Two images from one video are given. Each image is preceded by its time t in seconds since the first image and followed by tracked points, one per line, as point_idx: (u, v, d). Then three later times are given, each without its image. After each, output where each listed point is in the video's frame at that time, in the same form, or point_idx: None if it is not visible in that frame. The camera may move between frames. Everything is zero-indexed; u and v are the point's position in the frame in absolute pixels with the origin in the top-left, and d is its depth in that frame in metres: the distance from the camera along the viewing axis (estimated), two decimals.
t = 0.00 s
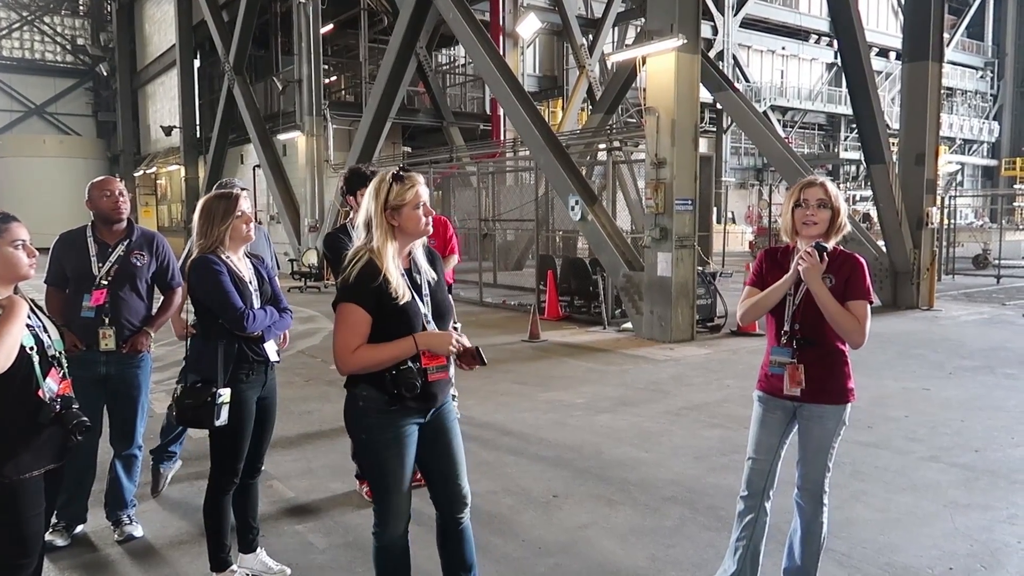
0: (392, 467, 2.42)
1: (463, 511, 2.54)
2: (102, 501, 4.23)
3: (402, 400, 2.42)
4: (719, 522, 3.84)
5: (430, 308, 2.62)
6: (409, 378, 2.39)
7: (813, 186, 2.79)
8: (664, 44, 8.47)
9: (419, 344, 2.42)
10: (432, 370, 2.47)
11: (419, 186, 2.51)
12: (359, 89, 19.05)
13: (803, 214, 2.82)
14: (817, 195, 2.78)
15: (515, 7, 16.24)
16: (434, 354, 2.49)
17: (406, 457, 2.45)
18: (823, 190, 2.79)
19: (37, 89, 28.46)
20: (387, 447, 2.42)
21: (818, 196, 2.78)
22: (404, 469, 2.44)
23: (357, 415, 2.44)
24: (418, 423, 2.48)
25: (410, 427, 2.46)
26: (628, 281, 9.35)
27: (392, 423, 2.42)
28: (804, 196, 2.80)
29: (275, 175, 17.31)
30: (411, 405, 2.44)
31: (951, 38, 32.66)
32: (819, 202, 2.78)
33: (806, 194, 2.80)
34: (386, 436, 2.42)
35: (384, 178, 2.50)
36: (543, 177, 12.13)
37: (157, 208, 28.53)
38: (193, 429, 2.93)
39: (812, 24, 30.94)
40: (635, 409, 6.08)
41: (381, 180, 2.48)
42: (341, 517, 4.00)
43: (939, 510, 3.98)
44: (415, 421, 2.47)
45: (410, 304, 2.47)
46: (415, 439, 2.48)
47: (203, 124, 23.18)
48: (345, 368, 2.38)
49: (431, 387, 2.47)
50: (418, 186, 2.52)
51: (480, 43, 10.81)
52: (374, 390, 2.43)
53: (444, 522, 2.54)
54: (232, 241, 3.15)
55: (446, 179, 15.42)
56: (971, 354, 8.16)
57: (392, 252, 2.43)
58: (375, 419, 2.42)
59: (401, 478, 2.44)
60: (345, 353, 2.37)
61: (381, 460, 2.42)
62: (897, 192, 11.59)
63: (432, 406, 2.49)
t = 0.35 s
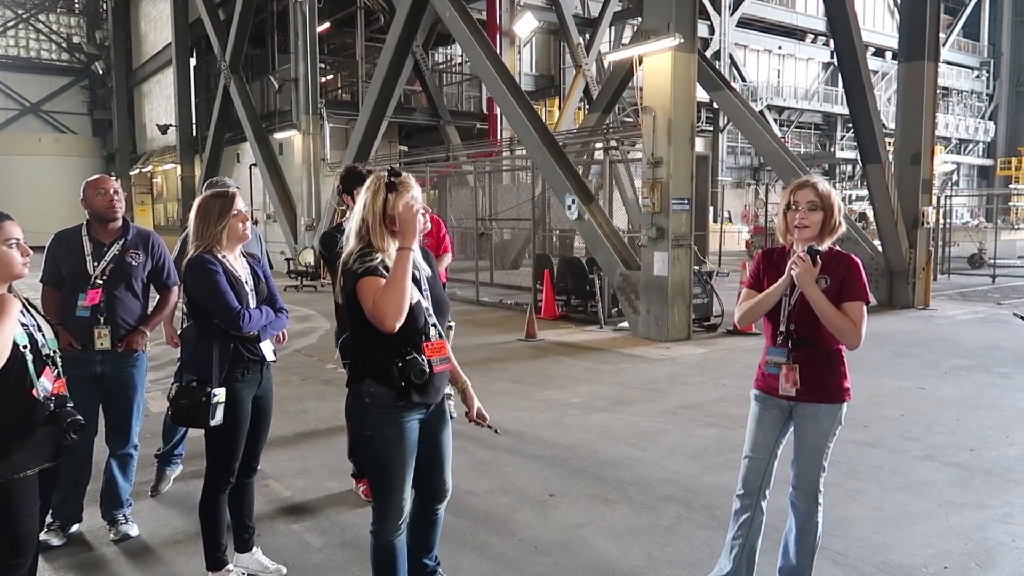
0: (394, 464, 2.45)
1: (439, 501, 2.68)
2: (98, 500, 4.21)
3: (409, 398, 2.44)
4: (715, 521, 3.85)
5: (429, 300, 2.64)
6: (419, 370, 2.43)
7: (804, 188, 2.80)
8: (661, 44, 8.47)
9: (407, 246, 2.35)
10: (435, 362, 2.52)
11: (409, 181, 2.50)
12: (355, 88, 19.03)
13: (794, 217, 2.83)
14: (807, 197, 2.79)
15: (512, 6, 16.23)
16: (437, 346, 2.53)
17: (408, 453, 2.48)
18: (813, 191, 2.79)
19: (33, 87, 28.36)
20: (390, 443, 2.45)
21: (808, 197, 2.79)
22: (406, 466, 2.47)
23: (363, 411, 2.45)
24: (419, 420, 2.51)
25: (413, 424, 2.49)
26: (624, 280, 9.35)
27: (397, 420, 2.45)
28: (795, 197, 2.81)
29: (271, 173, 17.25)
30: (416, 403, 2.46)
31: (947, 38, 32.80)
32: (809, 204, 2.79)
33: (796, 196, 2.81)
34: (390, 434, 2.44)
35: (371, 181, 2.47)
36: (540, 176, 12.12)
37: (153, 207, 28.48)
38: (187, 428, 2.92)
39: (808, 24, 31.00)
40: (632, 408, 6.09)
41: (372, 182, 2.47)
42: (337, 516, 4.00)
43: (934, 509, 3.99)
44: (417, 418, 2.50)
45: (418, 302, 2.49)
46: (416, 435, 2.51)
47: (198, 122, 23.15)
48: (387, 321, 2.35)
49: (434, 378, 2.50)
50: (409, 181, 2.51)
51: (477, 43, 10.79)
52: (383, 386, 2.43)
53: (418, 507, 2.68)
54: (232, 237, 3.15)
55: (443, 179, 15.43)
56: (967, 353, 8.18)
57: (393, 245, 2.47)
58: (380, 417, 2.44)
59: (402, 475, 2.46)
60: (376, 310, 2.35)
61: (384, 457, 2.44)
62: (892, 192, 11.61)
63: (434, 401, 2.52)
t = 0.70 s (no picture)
0: (406, 455, 2.54)
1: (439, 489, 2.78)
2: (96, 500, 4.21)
3: (423, 388, 2.53)
4: (713, 520, 3.86)
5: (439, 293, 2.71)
6: (431, 359, 2.51)
7: (796, 189, 2.84)
8: (659, 44, 8.48)
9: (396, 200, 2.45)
10: (448, 351, 2.59)
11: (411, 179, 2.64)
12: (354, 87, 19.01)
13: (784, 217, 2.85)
14: (795, 196, 2.82)
15: (510, 5, 16.22)
16: (449, 336, 2.61)
17: (420, 445, 2.57)
18: (804, 191, 2.82)
19: (30, 86, 28.25)
20: (401, 433, 2.54)
21: (797, 197, 2.82)
22: (416, 458, 2.56)
23: (379, 401, 2.54)
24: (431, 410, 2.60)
25: (425, 415, 2.58)
26: (622, 280, 9.35)
27: (411, 410, 2.54)
28: (787, 198, 2.85)
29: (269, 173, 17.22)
30: (430, 393, 2.56)
31: (944, 37, 32.88)
32: (799, 203, 2.81)
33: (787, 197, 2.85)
34: (402, 424, 2.53)
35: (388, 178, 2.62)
36: (537, 175, 12.11)
37: (151, 206, 28.46)
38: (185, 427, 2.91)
39: (806, 24, 31.02)
40: (630, 407, 6.09)
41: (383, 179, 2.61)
42: (335, 515, 4.00)
43: (931, 508, 4.00)
44: (428, 409, 2.59)
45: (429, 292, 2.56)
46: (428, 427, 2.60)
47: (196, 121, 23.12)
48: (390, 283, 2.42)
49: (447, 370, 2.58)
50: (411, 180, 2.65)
51: (475, 43, 10.77)
52: (399, 377, 2.52)
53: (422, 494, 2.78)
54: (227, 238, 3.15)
55: (441, 178, 15.42)
56: (964, 352, 8.20)
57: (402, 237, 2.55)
58: (395, 406, 2.53)
59: (413, 466, 2.56)
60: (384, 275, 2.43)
61: (396, 447, 2.54)
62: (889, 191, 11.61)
63: (445, 394, 2.61)
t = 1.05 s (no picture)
0: (413, 448, 2.55)
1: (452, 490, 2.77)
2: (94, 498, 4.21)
3: (429, 381, 2.55)
4: (711, 520, 3.86)
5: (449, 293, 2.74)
6: (433, 353, 2.53)
7: (796, 187, 2.86)
8: (658, 43, 8.48)
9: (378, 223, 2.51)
10: (456, 349, 2.61)
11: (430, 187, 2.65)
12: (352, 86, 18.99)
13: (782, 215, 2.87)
14: (794, 194, 2.85)
15: (509, 4, 16.21)
16: (456, 334, 2.63)
17: (428, 438, 2.58)
18: (801, 190, 2.84)
19: (28, 84, 28.20)
20: (409, 426, 2.55)
21: (793, 196, 2.84)
22: (425, 451, 2.56)
23: (387, 396, 2.57)
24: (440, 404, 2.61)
25: (433, 409, 2.59)
26: (620, 279, 9.35)
27: (418, 403, 2.55)
28: (785, 196, 2.88)
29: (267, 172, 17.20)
30: (436, 386, 2.56)
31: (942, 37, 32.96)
32: (796, 202, 2.82)
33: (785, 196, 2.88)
34: (409, 417, 2.55)
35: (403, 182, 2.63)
36: (536, 174, 12.11)
37: (149, 205, 28.46)
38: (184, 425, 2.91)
39: (804, 23, 31.06)
40: (628, 406, 6.10)
41: (402, 183, 2.62)
42: (334, 515, 4.00)
43: (930, 508, 4.01)
44: (436, 405, 2.60)
45: (437, 295, 2.60)
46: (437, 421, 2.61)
47: (194, 120, 23.11)
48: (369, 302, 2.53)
49: (455, 364, 2.59)
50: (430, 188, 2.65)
51: (474, 42, 10.77)
52: (405, 372, 2.55)
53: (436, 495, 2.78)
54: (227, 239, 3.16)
55: (439, 177, 15.43)
56: (961, 352, 8.21)
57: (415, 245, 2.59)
58: (402, 399, 2.55)
59: (421, 459, 2.56)
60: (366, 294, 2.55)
61: (404, 438, 2.55)
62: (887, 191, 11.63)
63: (453, 389, 2.61)
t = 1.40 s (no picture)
0: (417, 445, 2.56)
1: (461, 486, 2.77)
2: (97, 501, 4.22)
3: (431, 378, 2.55)
4: (713, 521, 3.86)
5: (457, 295, 2.73)
6: (435, 351, 2.53)
7: (785, 189, 2.85)
8: (659, 45, 8.49)
9: (433, 296, 2.51)
10: (460, 348, 2.60)
11: (441, 191, 2.65)
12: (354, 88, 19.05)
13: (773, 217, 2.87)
14: (782, 198, 2.84)
15: (511, 6, 16.21)
16: (462, 333, 2.63)
17: (432, 434, 2.58)
18: (790, 192, 2.83)
19: (31, 87, 28.26)
20: (413, 422, 2.56)
21: (782, 198, 2.84)
22: (429, 448, 2.57)
23: (390, 393, 2.59)
24: (444, 402, 2.61)
25: (436, 406, 2.58)
26: (622, 280, 9.35)
27: (420, 399, 2.56)
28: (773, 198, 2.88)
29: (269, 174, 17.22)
30: (438, 383, 2.56)
31: (945, 38, 33.02)
32: (785, 204, 2.83)
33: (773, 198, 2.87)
34: (411, 413, 2.55)
35: (415, 189, 2.62)
36: (538, 176, 12.11)
37: (151, 207, 28.54)
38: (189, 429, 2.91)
39: (806, 25, 31.07)
40: (630, 408, 6.10)
41: (413, 190, 2.62)
42: (336, 516, 4.00)
43: (932, 510, 4.00)
44: (441, 401, 2.60)
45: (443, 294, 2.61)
46: (441, 418, 2.61)
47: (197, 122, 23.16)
48: (387, 336, 2.53)
49: (458, 362, 2.59)
50: (442, 191, 2.65)
51: (475, 44, 10.78)
52: (408, 369, 2.56)
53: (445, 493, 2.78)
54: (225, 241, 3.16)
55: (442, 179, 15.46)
56: (964, 353, 8.20)
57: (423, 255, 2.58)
58: (406, 396, 2.56)
59: (424, 455, 2.56)
60: (384, 324, 2.53)
61: (408, 435, 2.56)
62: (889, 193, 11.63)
63: (458, 386, 2.61)
